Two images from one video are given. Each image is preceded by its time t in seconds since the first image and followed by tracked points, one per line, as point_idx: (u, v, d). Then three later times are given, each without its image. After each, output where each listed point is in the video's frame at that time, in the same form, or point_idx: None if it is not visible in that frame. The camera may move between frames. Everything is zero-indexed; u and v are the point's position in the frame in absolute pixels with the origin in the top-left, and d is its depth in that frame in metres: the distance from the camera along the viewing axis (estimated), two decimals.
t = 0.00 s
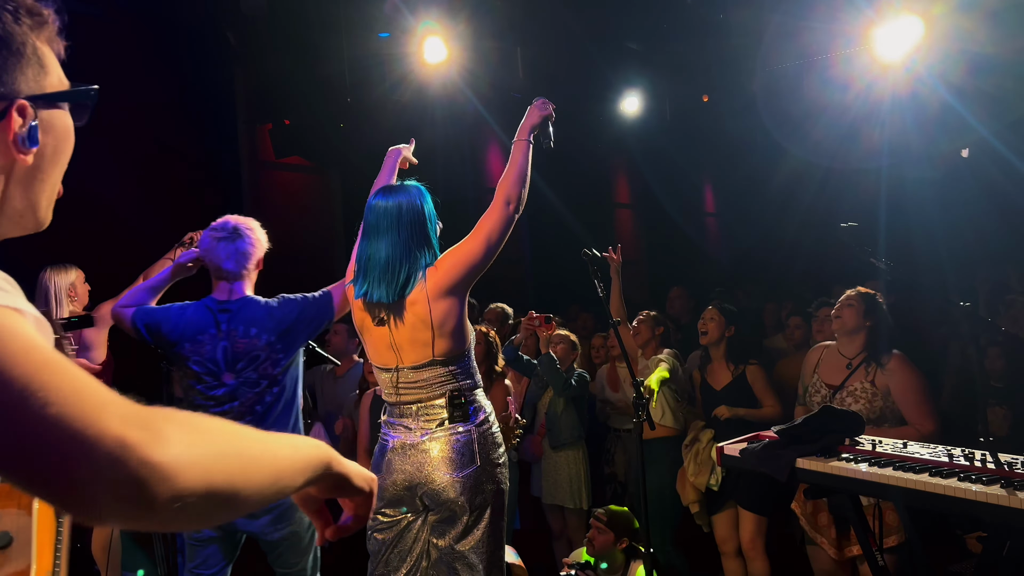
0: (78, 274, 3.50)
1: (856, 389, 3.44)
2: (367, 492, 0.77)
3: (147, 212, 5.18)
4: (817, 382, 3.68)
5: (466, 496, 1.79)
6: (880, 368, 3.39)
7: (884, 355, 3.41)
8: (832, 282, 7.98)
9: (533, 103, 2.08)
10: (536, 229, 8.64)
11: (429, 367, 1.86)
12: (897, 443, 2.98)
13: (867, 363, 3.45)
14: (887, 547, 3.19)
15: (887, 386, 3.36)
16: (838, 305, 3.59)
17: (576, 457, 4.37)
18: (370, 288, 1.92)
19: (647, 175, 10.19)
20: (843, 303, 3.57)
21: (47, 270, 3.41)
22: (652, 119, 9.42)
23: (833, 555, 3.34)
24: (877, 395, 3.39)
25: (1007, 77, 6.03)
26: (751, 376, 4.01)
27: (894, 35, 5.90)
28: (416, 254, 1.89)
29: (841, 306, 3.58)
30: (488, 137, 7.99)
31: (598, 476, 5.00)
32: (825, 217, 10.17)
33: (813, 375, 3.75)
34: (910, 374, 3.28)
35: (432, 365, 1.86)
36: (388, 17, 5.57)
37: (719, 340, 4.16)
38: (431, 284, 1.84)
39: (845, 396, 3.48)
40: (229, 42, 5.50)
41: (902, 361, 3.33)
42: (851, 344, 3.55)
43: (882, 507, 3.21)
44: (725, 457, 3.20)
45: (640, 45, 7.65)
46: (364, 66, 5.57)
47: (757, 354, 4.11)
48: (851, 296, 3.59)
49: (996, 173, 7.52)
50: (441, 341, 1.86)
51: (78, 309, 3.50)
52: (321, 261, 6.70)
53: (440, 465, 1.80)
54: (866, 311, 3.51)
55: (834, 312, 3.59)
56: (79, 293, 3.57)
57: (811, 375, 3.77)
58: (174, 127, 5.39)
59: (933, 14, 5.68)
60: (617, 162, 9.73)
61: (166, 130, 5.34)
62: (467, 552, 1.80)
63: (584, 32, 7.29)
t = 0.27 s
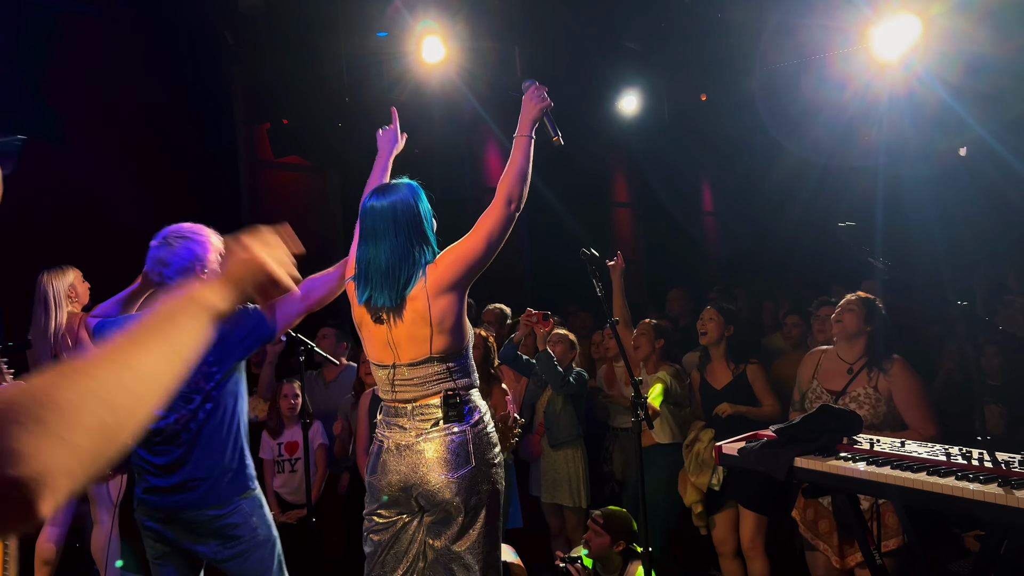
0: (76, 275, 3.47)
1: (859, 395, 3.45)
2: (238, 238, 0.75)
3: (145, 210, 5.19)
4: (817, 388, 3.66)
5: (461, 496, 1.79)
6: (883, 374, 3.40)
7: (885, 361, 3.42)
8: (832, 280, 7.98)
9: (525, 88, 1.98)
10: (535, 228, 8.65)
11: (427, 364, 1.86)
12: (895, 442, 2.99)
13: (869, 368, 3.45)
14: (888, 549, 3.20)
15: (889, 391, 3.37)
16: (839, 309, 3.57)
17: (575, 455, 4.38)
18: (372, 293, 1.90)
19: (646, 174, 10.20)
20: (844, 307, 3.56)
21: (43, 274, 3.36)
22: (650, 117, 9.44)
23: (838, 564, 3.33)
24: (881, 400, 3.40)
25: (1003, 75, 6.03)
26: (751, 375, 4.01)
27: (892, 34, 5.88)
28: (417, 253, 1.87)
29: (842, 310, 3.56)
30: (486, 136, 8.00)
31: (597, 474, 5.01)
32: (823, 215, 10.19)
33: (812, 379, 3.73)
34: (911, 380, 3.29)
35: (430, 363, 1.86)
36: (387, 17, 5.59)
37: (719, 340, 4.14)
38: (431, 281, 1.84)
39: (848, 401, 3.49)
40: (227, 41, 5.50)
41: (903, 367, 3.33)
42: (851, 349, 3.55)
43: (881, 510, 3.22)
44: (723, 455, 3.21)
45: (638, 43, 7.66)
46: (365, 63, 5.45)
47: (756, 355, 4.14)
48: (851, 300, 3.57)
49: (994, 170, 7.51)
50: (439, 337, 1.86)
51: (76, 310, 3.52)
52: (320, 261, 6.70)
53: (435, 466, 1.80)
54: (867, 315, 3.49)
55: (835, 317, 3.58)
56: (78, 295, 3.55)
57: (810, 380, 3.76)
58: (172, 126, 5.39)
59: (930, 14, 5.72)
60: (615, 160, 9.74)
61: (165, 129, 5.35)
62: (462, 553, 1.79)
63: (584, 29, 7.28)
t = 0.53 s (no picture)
0: (73, 276, 3.45)
1: (847, 387, 3.46)
2: None
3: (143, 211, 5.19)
4: (804, 384, 3.65)
5: (459, 496, 1.79)
6: (869, 366, 3.43)
7: (871, 353, 3.46)
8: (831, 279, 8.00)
9: (528, 86, 2.00)
10: (534, 227, 8.65)
11: (426, 363, 1.86)
12: (893, 440, 2.99)
13: (855, 361, 3.47)
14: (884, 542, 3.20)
15: (877, 382, 3.40)
16: (826, 304, 3.58)
17: (574, 455, 4.38)
18: (361, 292, 1.91)
19: (645, 173, 10.20)
20: (831, 302, 3.56)
21: (41, 275, 3.37)
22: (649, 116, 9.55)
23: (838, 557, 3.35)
24: (868, 391, 3.42)
25: (1002, 74, 6.07)
26: (750, 375, 4.00)
27: (887, 33, 5.94)
28: (407, 250, 1.88)
29: (829, 305, 3.57)
30: (485, 135, 8.01)
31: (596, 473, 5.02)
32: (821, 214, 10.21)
33: (799, 376, 3.71)
34: (900, 371, 3.33)
35: (429, 361, 1.86)
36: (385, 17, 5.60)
37: (720, 339, 4.14)
38: (429, 279, 1.83)
39: (836, 394, 3.49)
40: (225, 40, 5.51)
41: (890, 357, 3.37)
42: (836, 342, 3.56)
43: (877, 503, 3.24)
44: (721, 454, 3.21)
45: (637, 43, 7.66)
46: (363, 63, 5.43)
47: (755, 352, 4.12)
48: (839, 295, 3.58)
49: (993, 170, 7.48)
50: (437, 336, 1.85)
51: (75, 311, 3.50)
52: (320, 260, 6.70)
53: (433, 466, 1.80)
54: (855, 310, 3.51)
55: (822, 311, 3.57)
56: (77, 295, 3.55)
57: (796, 376, 3.73)
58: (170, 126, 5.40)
59: (929, 12, 5.71)
60: (614, 159, 9.74)
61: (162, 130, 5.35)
62: (460, 553, 1.80)
63: (581, 30, 7.30)
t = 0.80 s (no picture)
0: (74, 277, 3.47)
1: (839, 380, 3.46)
2: None
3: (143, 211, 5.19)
4: (797, 380, 3.64)
5: (465, 496, 1.79)
6: (860, 358, 3.45)
7: (861, 346, 3.47)
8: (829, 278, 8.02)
9: (538, 101, 1.99)
10: (533, 226, 8.65)
11: (427, 366, 1.86)
12: (894, 439, 3.00)
13: (846, 355, 3.48)
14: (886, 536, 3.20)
15: (868, 373, 3.41)
16: (815, 300, 3.59)
17: (575, 454, 4.38)
18: (354, 302, 1.93)
19: (645, 173, 10.19)
20: (820, 298, 3.57)
21: (41, 275, 3.37)
22: (649, 115, 9.48)
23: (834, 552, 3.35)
24: (860, 383, 3.41)
25: (1003, 74, 6.10)
26: (749, 375, 4.00)
27: (890, 31, 5.91)
28: (398, 257, 1.91)
29: (818, 300, 3.57)
30: (485, 135, 8.02)
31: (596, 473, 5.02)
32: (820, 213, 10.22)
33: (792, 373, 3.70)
34: (889, 360, 3.36)
35: (430, 365, 1.86)
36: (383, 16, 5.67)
37: (720, 337, 4.13)
38: (427, 283, 1.84)
39: (829, 388, 3.49)
40: (224, 40, 5.51)
41: (881, 348, 3.40)
42: (827, 337, 3.57)
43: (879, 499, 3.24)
44: (722, 454, 3.21)
45: (635, 42, 7.70)
46: (361, 63, 5.55)
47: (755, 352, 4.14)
48: (829, 291, 3.59)
49: (992, 168, 7.51)
50: (435, 340, 1.85)
51: (75, 312, 3.49)
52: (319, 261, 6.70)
53: (438, 466, 1.80)
54: (844, 306, 3.52)
55: (811, 307, 3.58)
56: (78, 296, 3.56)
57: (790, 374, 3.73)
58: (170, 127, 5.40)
59: (929, 11, 5.69)
60: (613, 159, 9.75)
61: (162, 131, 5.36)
62: (467, 552, 1.79)
63: (581, 30, 7.32)
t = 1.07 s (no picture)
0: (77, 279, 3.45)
1: (837, 395, 3.45)
2: None
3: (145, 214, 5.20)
4: (796, 394, 3.64)
5: (470, 496, 1.79)
6: (857, 372, 3.43)
7: (858, 360, 3.45)
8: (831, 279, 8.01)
9: (517, 101, 1.94)
10: (535, 227, 8.65)
11: (431, 368, 1.86)
12: (897, 440, 2.99)
13: (843, 368, 3.47)
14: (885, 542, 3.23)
15: (866, 388, 3.39)
16: (812, 313, 3.58)
17: (579, 455, 4.37)
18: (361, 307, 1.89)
19: (647, 174, 10.19)
20: (817, 310, 3.57)
21: (45, 278, 3.37)
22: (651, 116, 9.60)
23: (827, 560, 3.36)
24: (859, 397, 3.40)
25: (1005, 74, 6.14)
26: (754, 386, 3.98)
27: (891, 33, 5.85)
28: (406, 261, 1.86)
29: (815, 313, 3.57)
30: (487, 137, 8.03)
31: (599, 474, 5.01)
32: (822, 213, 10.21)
33: (791, 386, 3.70)
34: (887, 376, 3.32)
35: (434, 366, 1.86)
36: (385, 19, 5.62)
37: (720, 351, 4.15)
38: (431, 285, 1.84)
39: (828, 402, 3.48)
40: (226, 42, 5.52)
41: (878, 363, 3.36)
42: (825, 351, 3.57)
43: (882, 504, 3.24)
44: (726, 455, 3.20)
45: (637, 44, 7.71)
46: (363, 64, 5.58)
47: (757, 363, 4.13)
48: (823, 303, 3.59)
49: (994, 170, 7.70)
50: (441, 342, 1.85)
51: (80, 314, 3.47)
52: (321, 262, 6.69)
53: (443, 467, 1.80)
54: (840, 319, 3.51)
55: (807, 321, 3.58)
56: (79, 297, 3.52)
57: (789, 386, 3.72)
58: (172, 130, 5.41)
59: (930, 11, 5.66)
60: (615, 159, 9.75)
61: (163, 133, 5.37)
62: (471, 552, 1.79)
63: (583, 31, 7.31)
